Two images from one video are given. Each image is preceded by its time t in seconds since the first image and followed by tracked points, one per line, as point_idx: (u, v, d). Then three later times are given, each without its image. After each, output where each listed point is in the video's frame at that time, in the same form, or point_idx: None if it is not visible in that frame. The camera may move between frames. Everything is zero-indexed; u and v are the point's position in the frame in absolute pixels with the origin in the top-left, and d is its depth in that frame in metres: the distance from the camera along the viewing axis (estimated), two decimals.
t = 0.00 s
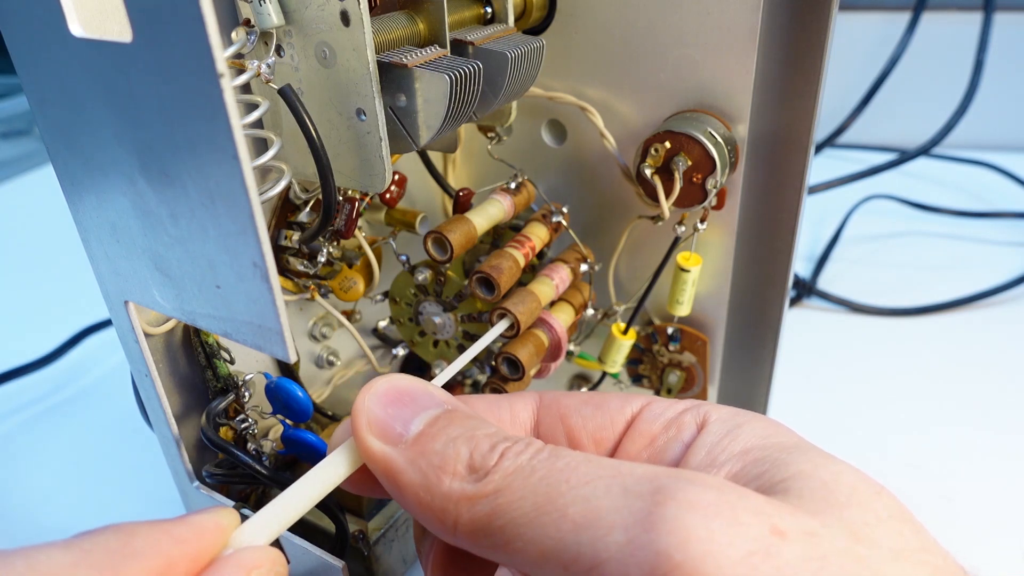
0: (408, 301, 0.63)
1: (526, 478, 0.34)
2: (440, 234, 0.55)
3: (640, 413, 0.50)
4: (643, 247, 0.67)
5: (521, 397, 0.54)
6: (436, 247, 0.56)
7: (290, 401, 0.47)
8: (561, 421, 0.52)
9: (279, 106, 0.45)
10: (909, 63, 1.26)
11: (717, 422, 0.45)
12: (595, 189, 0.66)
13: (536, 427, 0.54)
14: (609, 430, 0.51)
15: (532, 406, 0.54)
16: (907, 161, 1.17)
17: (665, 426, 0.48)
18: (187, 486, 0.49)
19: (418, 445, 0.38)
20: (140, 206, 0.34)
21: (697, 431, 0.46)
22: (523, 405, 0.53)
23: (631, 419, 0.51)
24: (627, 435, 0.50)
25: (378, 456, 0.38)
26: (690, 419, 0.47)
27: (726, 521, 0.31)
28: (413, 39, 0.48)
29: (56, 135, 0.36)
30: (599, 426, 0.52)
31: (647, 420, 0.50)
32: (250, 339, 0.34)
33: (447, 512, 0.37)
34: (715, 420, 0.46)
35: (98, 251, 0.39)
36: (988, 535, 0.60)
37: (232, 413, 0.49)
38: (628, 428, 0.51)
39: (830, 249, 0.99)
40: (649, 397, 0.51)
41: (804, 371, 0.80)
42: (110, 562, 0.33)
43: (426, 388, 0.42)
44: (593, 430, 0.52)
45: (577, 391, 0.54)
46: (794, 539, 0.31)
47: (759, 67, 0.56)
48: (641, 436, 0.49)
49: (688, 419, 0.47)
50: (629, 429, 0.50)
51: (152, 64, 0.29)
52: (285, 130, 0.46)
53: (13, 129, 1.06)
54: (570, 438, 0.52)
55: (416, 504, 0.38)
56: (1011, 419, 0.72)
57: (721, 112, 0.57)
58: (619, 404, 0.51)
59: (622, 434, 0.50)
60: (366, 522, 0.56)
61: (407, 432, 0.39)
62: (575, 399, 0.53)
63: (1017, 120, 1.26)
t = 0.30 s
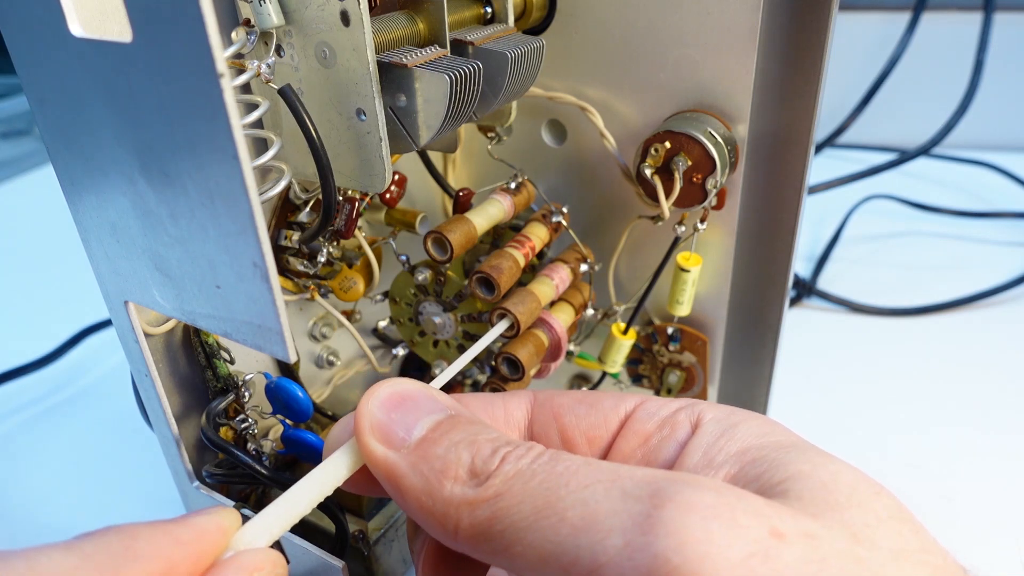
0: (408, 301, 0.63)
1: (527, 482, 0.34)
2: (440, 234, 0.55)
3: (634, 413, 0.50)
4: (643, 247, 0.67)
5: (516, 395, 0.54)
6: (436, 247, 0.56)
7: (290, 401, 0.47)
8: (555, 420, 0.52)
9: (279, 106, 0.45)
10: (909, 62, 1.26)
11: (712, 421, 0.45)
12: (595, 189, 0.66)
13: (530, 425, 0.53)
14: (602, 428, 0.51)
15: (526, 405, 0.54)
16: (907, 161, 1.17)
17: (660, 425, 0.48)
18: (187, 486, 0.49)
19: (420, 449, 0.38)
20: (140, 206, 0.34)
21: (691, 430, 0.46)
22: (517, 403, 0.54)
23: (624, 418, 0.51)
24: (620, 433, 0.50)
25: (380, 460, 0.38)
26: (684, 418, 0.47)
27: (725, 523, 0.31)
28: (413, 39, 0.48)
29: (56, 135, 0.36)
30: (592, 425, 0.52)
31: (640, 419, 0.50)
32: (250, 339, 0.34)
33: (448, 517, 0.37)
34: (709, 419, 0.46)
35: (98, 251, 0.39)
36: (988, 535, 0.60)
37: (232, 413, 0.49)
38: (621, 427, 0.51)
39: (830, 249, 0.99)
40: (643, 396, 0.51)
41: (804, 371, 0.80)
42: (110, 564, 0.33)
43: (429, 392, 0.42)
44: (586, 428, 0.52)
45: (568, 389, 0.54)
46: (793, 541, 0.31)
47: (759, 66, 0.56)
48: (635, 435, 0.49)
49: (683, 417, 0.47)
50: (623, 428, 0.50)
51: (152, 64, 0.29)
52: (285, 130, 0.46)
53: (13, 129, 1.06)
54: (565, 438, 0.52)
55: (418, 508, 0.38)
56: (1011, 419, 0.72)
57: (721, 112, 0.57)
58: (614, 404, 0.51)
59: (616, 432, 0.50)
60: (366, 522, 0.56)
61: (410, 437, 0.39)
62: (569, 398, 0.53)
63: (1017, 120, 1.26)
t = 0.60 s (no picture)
0: (408, 301, 0.63)
1: (527, 481, 0.34)
2: (440, 234, 0.54)
3: (634, 412, 0.50)
4: (643, 247, 0.67)
5: (515, 395, 0.54)
6: (436, 247, 0.56)
7: (290, 401, 0.47)
8: (555, 420, 0.52)
9: (279, 106, 0.45)
10: (909, 62, 1.26)
11: (711, 421, 0.45)
12: (595, 189, 0.66)
13: (530, 424, 0.53)
14: (602, 428, 0.51)
15: (527, 405, 0.54)
16: (907, 161, 1.17)
17: (660, 425, 0.48)
18: (187, 486, 0.49)
19: (420, 449, 0.38)
20: (140, 205, 0.34)
21: (691, 430, 0.46)
22: (517, 403, 0.54)
23: (624, 418, 0.51)
24: (621, 433, 0.50)
25: (379, 460, 0.38)
26: (684, 418, 0.47)
27: (725, 523, 0.31)
28: (413, 39, 0.48)
29: (56, 135, 0.36)
30: (592, 425, 0.52)
31: (641, 419, 0.50)
32: (250, 339, 0.34)
33: (448, 516, 0.37)
34: (709, 419, 0.46)
35: (98, 251, 0.39)
36: (989, 535, 0.60)
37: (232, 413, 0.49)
38: (622, 427, 0.51)
39: (830, 249, 0.99)
40: (643, 396, 0.51)
41: (804, 371, 0.80)
42: (111, 564, 0.33)
43: (428, 392, 0.42)
44: (586, 428, 0.52)
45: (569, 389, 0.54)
46: (793, 541, 0.31)
47: (759, 66, 0.56)
48: (635, 435, 0.49)
49: (683, 417, 0.47)
50: (623, 428, 0.50)
51: (152, 64, 0.29)
52: (285, 130, 0.46)
53: (13, 129, 1.06)
54: (564, 438, 0.52)
55: (418, 507, 0.38)
56: (1011, 419, 0.72)
57: (721, 112, 0.57)
58: (613, 403, 0.51)
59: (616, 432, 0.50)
60: (366, 522, 0.56)
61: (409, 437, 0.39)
62: (569, 397, 0.53)
63: (1017, 120, 1.26)
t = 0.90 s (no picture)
0: (408, 301, 0.63)
1: (526, 479, 0.34)
2: (440, 234, 0.54)
3: (634, 412, 0.50)
4: (643, 247, 0.67)
5: (515, 395, 0.54)
6: (436, 247, 0.56)
7: (290, 401, 0.47)
8: (555, 420, 0.52)
9: (279, 106, 0.45)
10: (909, 62, 1.26)
11: (710, 421, 0.45)
12: (595, 189, 0.66)
13: (529, 424, 0.53)
14: (602, 428, 0.51)
15: (526, 405, 0.54)
16: (907, 161, 1.17)
17: (659, 425, 0.48)
18: (187, 486, 0.49)
19: (418, 448, 0.38)
20: (140, 206, 0.34)
21: (690, 430, 0.46)
22: (517, 404, 0.54)
23: (624, 419, 0.51)
24: (620, 433, 0.50)
25: (378, 459, 0.38)
26: (683, 418, 0.47)
27: (725, 522, 0.31)
28: (413, 39, 0.48)
29: (56, 136, 0.36)
30: (592, 425, 0.52)
31: (640, 419, 0.50)
32: (250, 338, 0.34)
33: (447, 515, 0.37)
34: (708, 419, 0.46)
35: (98, 251, 0.39)
36: (989, 535, 0.60)
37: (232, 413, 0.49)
38: (621, 427, 0.51)
39: (830, 249, 0.99)
40: (643, 396, 0.51)
41: (804, 371, 0.80)
42: (110, 564, 0.33)
43: (425, 392, 0.42)
44: (585, 429, 0.52)
45: (569, 389, 0.54)
46: (792, 540, 0.31)
47: (759, 66, 0.56)
48: (634, 435, 0.49)
49: (682, 418, 0.47)
50: (622, 428, 0.50)
51: (152, 64, 0.29)
52: (285, 131, 0.46)
53: (14, 129, 1.06)
54: (563, 437, 0.52)
55: (416, 507, 0.38)
56: (1011, 419, 0.72)
57: (721, 112, 0.57)
58: (613, 403, 0.51)
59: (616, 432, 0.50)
60: (366, 522, 0.56)
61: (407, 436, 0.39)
62: (569, 398, 0.53)
63: (1017, 120, 1.26)
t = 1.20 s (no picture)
0: (408, 301, 0.63)
1: (527, 481, 0.34)
2: (440, 235, 0.54)
3: (634, 413, 0.50)
4: (643, 247, 0.67)
5: (515, 396, 0.54)
6: (436, 247, 0.56)
7: (290, 401, 0.47)
8: (554, 421, 0.52)
9: (279, 106, 0.45)
10: (909, 62, 1.26)
11: (710, 422, 0.45)
12: (595, 189, 0.66)
13: (529, 425, 0.54)
14: (602, 429, 0.51)
15: (526, 406, 0.54)
16: (907, 161, 1.17)
17: (659, 426, 0.48)
18: (188, 487, 0.49)
19: (420, 450, 0.38)
20: (139, 205, 0.34)
21: (690, 431, 0.46)
22: (517, 405, 0.54)
23: (624, 420, 0.51)
24: (620, 434, 0.50)
25: (379, 462, 0.38)
26: (683, 420, 0.47)
27: (726, 524, 0.31)
28: (413, 39, 0.48)
29: (56, 135, 0.36)
30: (592, 426, 0.52)
31: (640, 420, 0.49)
32: (250, 338, 0.34)
33: (448, 517, 0.37)
34: (708, 421, 0.46)
35: (98, 251, 0.39)
36: (989, 535, 0.60)
37: (232, 413, 0.49)
38: (621, 428, 0.51)
39: (830, 249, 0.99)
40: (643, 397, 0.51)
41: (805, 371, 0.80)
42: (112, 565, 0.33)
43: (427, 394, 0.42)
44: (585, 430, 0.52)
45: (569, 390, 0.54)
46: (792, 542, 0.31)
47: (759, 66, 0.56)
48: (634, 437, 0.49)
49: (682, 419, 0.47)
50: (622, 429, 0.50)
51: (152, 65, 0.29)
52: (285, 131, 0.46)
53: (13, 129, 1.06)
54: (564, 439, 0.52)
55: (418, 509, 0.38)
56: (1011, 419, 0.72)
57: (721, 112, 0.57)
58: (613, 404, 0.51)
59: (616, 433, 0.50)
60: (366, 522, 0.56)
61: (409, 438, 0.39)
62: (569, 398, 0.53)
63: (1016, 120, 1.26)
